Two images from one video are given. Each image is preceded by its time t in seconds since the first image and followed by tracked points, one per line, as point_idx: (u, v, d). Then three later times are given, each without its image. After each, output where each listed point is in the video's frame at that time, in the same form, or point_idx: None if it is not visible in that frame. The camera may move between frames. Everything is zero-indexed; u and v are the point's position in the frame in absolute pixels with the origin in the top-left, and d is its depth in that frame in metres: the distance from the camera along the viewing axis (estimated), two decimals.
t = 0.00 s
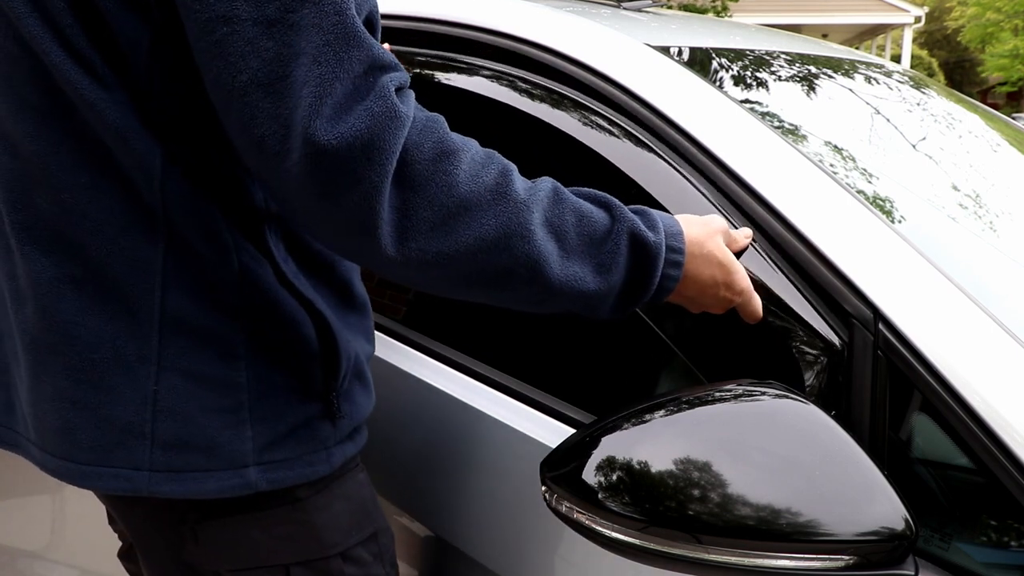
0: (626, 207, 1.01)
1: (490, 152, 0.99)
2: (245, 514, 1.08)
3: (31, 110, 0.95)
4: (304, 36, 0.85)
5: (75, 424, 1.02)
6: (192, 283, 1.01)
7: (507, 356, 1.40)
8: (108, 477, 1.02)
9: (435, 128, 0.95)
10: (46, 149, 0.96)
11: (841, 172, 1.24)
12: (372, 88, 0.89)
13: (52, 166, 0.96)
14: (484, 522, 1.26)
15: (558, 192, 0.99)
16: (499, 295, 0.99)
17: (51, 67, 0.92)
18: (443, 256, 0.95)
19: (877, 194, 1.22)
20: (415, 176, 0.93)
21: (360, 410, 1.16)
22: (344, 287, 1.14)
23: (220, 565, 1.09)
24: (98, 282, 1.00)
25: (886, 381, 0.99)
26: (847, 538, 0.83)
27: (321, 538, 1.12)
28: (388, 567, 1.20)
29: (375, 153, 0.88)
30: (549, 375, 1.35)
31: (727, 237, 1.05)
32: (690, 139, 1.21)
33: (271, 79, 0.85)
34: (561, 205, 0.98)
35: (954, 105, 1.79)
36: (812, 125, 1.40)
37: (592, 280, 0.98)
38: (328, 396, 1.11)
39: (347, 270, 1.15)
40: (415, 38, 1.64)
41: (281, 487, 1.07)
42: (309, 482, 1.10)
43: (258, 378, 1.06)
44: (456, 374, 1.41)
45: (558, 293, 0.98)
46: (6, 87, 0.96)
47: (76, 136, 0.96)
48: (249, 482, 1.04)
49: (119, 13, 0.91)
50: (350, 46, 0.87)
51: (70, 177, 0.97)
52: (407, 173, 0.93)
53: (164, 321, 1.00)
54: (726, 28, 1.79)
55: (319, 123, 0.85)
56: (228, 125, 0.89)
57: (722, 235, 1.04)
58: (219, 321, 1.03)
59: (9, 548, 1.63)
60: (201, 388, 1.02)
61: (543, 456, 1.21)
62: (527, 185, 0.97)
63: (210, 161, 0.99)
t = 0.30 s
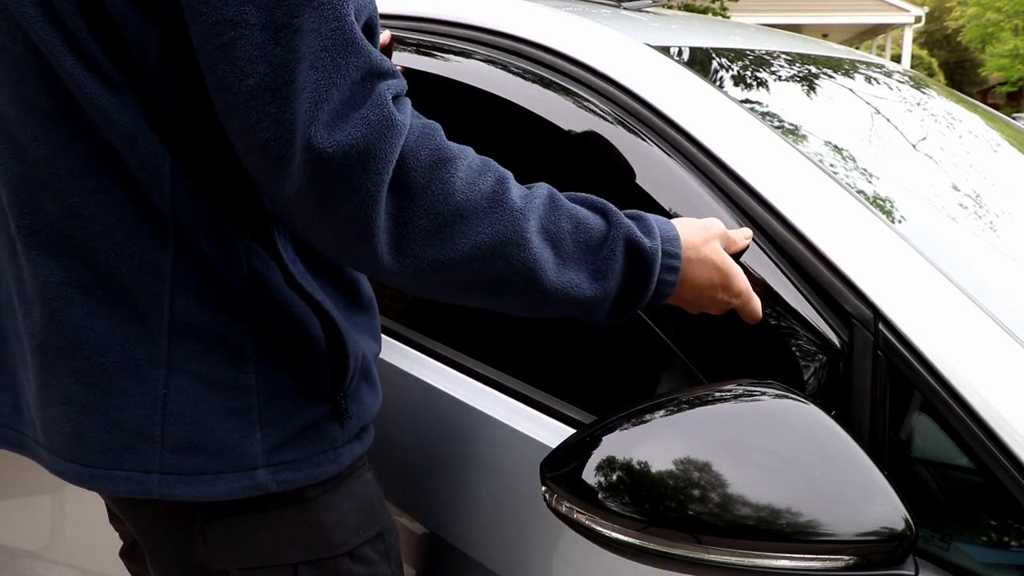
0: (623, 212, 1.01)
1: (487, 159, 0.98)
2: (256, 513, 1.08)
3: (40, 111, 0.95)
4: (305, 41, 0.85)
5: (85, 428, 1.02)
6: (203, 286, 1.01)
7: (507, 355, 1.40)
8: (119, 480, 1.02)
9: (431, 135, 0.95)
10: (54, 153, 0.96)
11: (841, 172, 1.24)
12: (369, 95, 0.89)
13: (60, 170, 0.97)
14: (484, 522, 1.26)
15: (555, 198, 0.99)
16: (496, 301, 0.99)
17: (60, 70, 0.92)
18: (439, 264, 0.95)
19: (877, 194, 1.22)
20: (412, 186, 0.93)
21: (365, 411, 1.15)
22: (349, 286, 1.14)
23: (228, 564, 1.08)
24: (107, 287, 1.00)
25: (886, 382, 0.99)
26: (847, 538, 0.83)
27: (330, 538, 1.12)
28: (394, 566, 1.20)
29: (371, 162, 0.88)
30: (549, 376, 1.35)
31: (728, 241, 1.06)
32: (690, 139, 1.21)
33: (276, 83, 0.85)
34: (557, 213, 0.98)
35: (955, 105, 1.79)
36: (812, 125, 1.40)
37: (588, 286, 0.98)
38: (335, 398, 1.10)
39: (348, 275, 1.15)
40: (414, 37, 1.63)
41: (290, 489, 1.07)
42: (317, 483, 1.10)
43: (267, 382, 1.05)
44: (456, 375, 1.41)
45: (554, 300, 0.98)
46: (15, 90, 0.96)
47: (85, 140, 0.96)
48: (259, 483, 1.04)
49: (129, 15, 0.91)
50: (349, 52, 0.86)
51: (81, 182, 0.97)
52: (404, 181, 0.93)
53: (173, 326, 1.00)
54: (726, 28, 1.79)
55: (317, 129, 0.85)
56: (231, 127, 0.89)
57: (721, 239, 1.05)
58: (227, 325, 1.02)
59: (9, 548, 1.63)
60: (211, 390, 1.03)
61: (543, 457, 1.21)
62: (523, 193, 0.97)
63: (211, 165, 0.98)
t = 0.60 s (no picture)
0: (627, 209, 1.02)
1: (491, 144, 0.99)
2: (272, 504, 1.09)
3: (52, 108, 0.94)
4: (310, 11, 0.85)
5: (101, 428, 1.00)
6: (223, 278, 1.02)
7: (507, 355, 1.40)
8: (137, 480, 1.00)
9: (436, 113, 0.95)
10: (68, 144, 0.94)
11: (841, 172, 1.24)
12: (374, 68, 0.89)
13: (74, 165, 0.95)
14: (485, 515, 1.26)
15: (558, 188, 0.99)
16: (492, 285, 0.99)
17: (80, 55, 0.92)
18: (437, 239, 0.95)
19: (878, 194, 1.22)
20: (416, 162, 0.93)
21: (375, 396, 1.18)
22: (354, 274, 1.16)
23: (245, 554, 1.10)
24: (122, 282, 0.99)
25: (886, 382, 0.99)
26: (847, 538, 0.83)
27: (343, 527, 1.13)
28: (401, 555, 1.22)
29: (374, 133, 0.87)
30: (549, 376, 1.35)
31: (731, 242, 1.06)
32: (690, 139, 1.21)
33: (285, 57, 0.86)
34: (560, 200, 0.98)
35: (954, 105, 1.79)
36: (813, 125, 1.40)
37: (588, 278, 0.99)
38: (346, 382, 1.12)
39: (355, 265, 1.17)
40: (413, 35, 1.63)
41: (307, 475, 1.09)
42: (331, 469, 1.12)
43: (283, 369, 1.07)
44: (455, 374, 1.41)
45: (553, 286, 0.98)
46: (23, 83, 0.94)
47: (100, 132, 0.95)
48: (280, 470, 1.06)
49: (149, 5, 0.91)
50: (353, 22, 0.87)
51: (97, 175, 0.95)
52: (406, 155, 0.93)
53: (191, 315, 1.01)
54: (726, 29, 1.79)
55: (323, 96, 0.85)
56: (243, 114, 0.90)
57: (723, 241, 1.05)
58: (242, 313, 1.04)
59: (8, 548, 1.62)
60: (229, 380, 1.04)
61: (543, 457, 1.20)
62: (527, 178, 0.98)
63: (217, 149, 0.99)
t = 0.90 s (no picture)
0: (606, 188, 1.01)
1: (468, 116, 0.99)
2: (260, 492, 1.10)
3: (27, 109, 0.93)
4: None
5: (92, 425, 0.99)
6: (208, 263, 1.03)
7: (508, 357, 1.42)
8: (133, 472, 0.99)
9: (413, 84, 0.96)
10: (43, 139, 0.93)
11: (841, 172, 1.24)
12: (349, 37, 0.90)
13: (51, 159, 0.94)
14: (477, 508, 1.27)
15: (536, 163, 0.99)
16: (468, 256, 0.99)
17: (52, 57, 0.92)
18: (414, 206, 0.96)
19: (877, 194, 1.22)
20: (392, 131, 0.93)
21: (363, 378, 1.19)
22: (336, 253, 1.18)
23: (237, 543, 1.11)
24: (107, 276, 0.98)
25: (886, 382, 0.98)
26: (846, 538, 0.83)
27: (332, 517, 1.14)
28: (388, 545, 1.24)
29: (350, 100, 0.89)
30: (551, 379, 1.35)
31: (722, 229, 1.03)
32: (690, 139, 1.21)
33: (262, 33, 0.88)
34: (535, 172, 0.98)
35: (954, 105, 1.79)
36: (813, 125, 1.40)
37: (561, 254, 0.98)
38: (333, 364, 1.13)
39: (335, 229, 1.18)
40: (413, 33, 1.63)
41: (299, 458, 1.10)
42: (320, 451, 1.13)
43: (269, 355, 1.08)
44: (455, 373, 1.41)
45: (526, 259, 0.97)
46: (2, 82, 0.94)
47: (79, 127, 0.95)
48: (271, 453, 1.07)
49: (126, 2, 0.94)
50: None
51: (78, 168, 0.95)
52: (382, 123, 0.93)
53: (174, 304, 1.01)
54: (726, 29, 1.79)
55: (300, 63, 0.87)
56: (226, 98, 0.93)
57: (710, 227, 1.02)
58: (229, 301, 1.05)
59: (8, 548, 1.61)
60: (217, 367, 1.04)
61: (543, 456, 1.19)
62: (504, 152, 0.98)
63: (200, 148, 1.01)
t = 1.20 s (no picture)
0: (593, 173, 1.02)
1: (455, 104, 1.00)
2: (244, 490, 1.10)
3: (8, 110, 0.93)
4: None
5: (73, 425, 0.99)
6: (187, 262, 1.03)
7: (507, 355, 1.40)
8: (117, 471, 1.00)
9: (400, 72, 0.96)
10: (23, 141, 0.94)
11: (841, 172, 1.24)
12: (332, 22, 0.90)
13: (31, 159, 0.94)
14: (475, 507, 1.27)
15: (523, 148, 0.99)
16: (456, 242, 0.99)
17: (30, 62, 0.93)
18: (401, 190, 0.96)
19: (878, 194, 1.22)
20: (380, 116, 0.94)
21: (353, 377, 1.19)
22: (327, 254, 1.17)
23: (223, 542, 1.11)
24: (88, 276, 0.98)
25: (886, 382, 0.99)
26: (847, 538, 0.83)
27: (317, 516, 1.14)
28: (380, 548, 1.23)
29: (336, 85, 0.89)
30: (549, 375, 1.34)
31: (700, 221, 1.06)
32: (690, 139, 1.21)
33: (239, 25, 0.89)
34: (523, 156, 0.99)
35: (954, 105, 1.79)
36: (813, 125, 1.40)
37: (551, 235, 0.98)
38: (319, 364, 1.13)
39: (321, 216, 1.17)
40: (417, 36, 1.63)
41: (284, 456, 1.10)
42: (305, 450, 1.13)
43: (251, 353, 1.07)
44: (456, 374, 1.41)
45: (515, 241, 0.98)
46: None
47: (57, 126, 0.95)
48: (253, 452, 1.06)
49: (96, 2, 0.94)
50: None
51: (55, 169, 0.95)
52: (370, 109, 0.94)
53: (155, 303, 1.01)
54: (726, 29, 1.79)
55: (285, 48, 0.87)
56: (207, 90, 0.93)
57: (693, 217, 1.05)
58: (211, 300, 1.04)
59: (9, 548, 1.63)
60: (198, 366, 1.04)
61: (543, 457, 1.19)
62: (491, 137, 0.98)
63: (187, 147, 1.02)
